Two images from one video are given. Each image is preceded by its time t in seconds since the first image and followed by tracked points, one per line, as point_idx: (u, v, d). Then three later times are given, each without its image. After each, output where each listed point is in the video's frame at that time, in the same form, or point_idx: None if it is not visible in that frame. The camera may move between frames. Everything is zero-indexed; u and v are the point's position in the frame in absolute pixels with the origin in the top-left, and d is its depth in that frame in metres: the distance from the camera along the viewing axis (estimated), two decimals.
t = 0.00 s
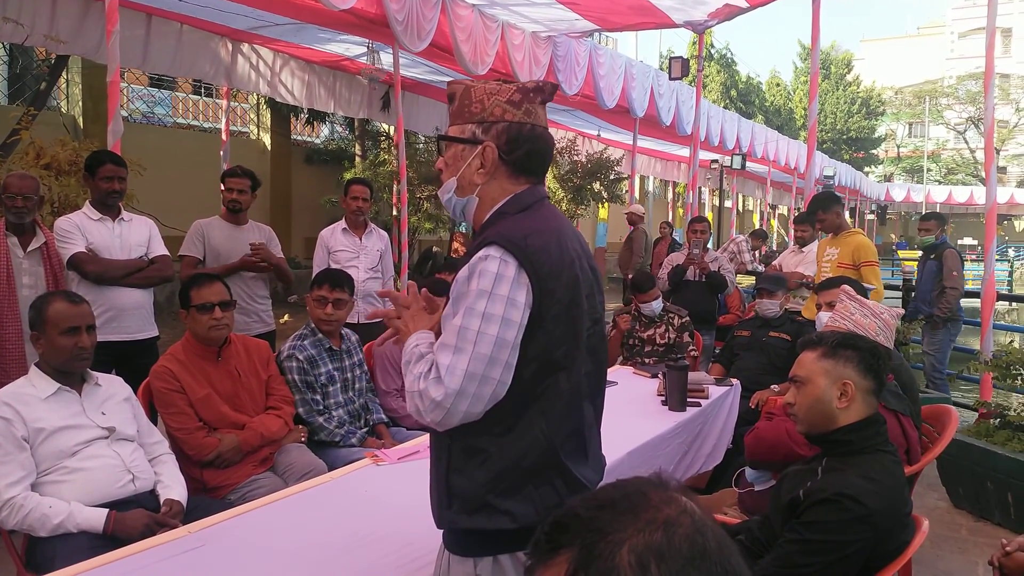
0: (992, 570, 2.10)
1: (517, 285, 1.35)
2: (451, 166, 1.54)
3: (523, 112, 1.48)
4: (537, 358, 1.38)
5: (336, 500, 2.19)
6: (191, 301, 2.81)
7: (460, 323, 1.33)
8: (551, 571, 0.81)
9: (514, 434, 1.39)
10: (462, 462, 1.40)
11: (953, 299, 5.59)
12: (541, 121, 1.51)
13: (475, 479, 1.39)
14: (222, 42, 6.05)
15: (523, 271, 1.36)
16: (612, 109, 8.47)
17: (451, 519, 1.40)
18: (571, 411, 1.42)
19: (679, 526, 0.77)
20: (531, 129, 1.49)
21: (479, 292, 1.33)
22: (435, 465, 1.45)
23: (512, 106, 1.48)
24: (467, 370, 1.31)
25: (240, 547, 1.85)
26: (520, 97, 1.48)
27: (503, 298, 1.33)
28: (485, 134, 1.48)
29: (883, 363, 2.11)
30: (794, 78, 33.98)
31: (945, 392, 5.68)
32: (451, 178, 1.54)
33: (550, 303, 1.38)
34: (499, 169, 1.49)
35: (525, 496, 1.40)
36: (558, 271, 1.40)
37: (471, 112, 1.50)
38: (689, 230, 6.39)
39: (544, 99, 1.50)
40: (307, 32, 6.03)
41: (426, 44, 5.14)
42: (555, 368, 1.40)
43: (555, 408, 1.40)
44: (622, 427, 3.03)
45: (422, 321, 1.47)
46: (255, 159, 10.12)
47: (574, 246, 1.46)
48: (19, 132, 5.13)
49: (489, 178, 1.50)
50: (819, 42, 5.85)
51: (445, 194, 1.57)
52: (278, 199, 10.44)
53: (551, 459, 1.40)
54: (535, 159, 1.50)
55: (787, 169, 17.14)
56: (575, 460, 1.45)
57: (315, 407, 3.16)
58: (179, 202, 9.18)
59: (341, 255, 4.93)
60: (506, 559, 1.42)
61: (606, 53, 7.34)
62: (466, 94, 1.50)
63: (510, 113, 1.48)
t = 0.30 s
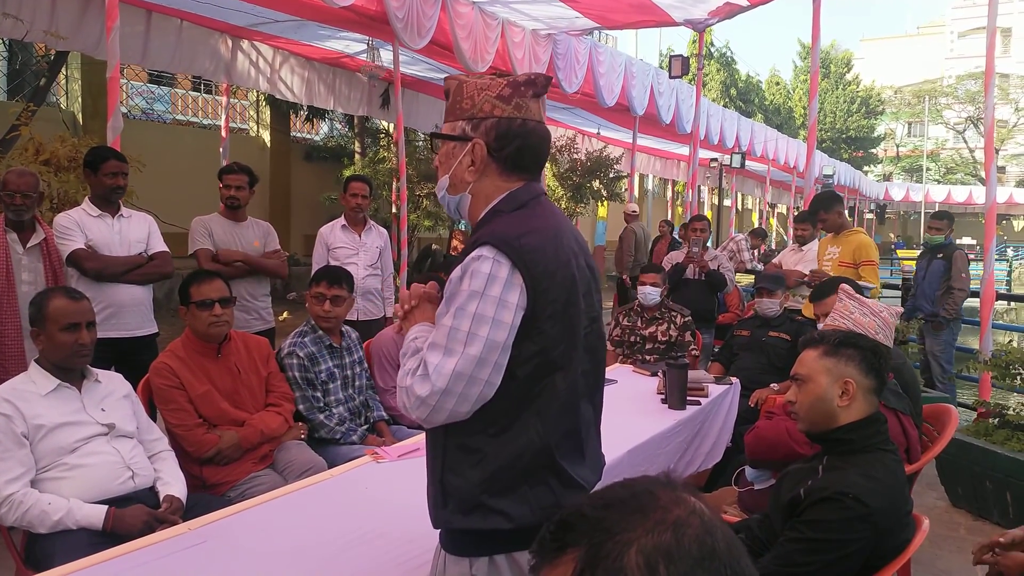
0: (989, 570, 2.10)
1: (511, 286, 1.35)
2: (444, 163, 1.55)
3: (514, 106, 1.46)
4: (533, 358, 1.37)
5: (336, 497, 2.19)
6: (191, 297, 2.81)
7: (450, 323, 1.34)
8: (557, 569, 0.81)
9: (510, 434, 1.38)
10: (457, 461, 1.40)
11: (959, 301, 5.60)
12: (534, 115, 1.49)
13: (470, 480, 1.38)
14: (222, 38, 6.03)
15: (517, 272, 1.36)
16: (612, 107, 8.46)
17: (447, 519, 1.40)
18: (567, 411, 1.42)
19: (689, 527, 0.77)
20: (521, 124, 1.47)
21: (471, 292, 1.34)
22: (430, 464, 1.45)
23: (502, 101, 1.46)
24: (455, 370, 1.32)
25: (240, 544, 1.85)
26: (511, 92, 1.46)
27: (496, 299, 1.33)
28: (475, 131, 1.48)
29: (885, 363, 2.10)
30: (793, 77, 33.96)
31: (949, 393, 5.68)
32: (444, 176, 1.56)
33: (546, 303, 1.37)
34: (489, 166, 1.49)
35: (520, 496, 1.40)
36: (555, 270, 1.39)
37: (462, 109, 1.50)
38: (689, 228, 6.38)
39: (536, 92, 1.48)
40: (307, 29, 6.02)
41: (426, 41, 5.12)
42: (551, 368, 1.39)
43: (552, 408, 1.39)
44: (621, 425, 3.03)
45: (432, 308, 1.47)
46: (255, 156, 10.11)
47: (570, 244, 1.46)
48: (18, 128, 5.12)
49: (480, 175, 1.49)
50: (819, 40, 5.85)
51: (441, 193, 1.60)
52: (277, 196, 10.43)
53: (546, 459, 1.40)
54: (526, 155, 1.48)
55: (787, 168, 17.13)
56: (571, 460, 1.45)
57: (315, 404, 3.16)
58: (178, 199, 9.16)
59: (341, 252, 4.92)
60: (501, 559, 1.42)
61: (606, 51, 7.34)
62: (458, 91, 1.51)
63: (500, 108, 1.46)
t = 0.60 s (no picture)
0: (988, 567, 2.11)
1: (481, 287, 1.35)
2: (423, 160, 1.55)
3: (490, 100, 1.46)
4: (512, 360, 1.37)
5: (337, 495, 2.18)
6: (189, 295, 2.81)
7: (421, 327, 1.34)
8: (572, 562, 0.80)
9: (491, 439, 1.38)
10: (440, 467, 1.40)
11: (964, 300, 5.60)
12: (511, 108, 1.49)
13: (453, 486, 1.39)
14: (220, 36, 6.01)
15: (489, 274, 1.35)
16: (610, 105, 8.46)
17: (432, 524, 1.40)
18: (549, 414, 1.41)
19: (708, 523, 0.77)
20: (499, 119, 1.46)
21: (442, 296, 1.34)
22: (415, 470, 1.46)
23: (478, 95, 1.46)
24: (426, 376, 1.32)
25: (238, 542, 1.85)
26: (488, 85, 1.46)
27: (466, 302, 1.33)
28: (451, 126, 1.48)
29: (885, 360, 2.10)
30: (792, 76, 33.94)
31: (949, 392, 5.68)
32: (422, 173, 1.56)
33: (521, 304, 1.37)
34: (466, 162, 1.49)
35: (504, 502, 1.39)
36: (530, 269, 1.38)
37: (438, 104, 1.50)
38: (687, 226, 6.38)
39: (513, 85, 1.47)
40: (305, 27, 6.01)
41: (425, 39, 5.11)
42: (531, 371, 1.38)
43: (533, 411, 1.39)
44: (619, 423, 3.03)
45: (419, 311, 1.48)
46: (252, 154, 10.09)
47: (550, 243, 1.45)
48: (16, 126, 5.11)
49: (458, 172, 1.50)
50: (818, 39, 5.85)
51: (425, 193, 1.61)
52: (275, 194, 10.42)
53: (529, 464, 1.39)
54: (504, 150, 1.48)
55: (785, 167, 17.13)
56: (556, 463, 1.44)
57: (314, 402, 3.16)
58: (176, 197, 9.16)
59: (338, 250, 4.91)
60: (489, 564, 1.42)
61: (604, 49, 7.33)
62: (435, 85, 1.50)
63: (476, 103, 1.46)
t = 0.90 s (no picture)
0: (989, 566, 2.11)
1: (466, 290, 1.35)
2: (411, 160, 1.54)
3: (483, 101, 1.46)
4: (501, 363, 1.36)
5: (338, 496, 2.19)
6: (187, 297, 2.81)
7: (407, 331, 1.35)
8: (579, 562, 0.80)
9: (483, 444, 1.38)
10: (435, 473, 1.41)
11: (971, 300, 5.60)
12: (503, 109, 1.49)
13: (448, 491, 1.39)
14: (217, 36, 6.01)
15: (474, 276, 1.36)
16: (607, 104, 8.46)
17: (429, 531, 1.40)
18: (542, 418, 1.40)
19: (716, 525, 0.77)
20: (491, 119, 1.47)
21: (427, 299, 1.35)
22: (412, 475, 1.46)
23: (470, 95, 1.46)
24: (413, 380, 1.33)
25: (240, 543, 1.85)
26: (480, 86, 1.46)
27: (451, 305, 1.34)
28: (442, 126, 1.48)
29: (882, 358, 2.11)
30: (790, 74, 33.96)
31: (949, 389, 5.69)
32: (412, 173, 1.55)
33: (508, 305, 1.36)
34: (458, 163, 1.49)
35: (500, 507, 1.39)
36: (517, 270, 1.38)
37: (428, 104, 1.49)
38: (685, 224, 6.39)
39: (505, 86, 1.48)
40: (303, 27, 6.01)
41: (422, 38, 5.11)
42: (522, 374, 1.37)
43: (525, 414, 1.38)
44: (618, 422, 3.03)
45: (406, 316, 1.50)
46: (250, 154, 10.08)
47: (539, 242, 1.44)
48: (13, 127, 5.10)
49: (449, 172, 1.50)
50: (815, 37, 5.85)
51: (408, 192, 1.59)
52: (273, 194, 10.41)
53: (523, 468, 1.38)
54: (496, 150, 1.49)
55: (783, 165, 17.11)
56: (553, 467, 1.43)
57: (313, 403, 3.16)
58: (174, 198, 9.16)
59: (336, 250, 4.90)
60: (488, 568, 1.42)
61: (602, 48, 7.33)
62: (425, 85, 1.50)
63: (468, 103, 1.46)
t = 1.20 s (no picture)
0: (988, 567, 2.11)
1: (487, 290, 1.35)
2: (425, 162, 1.55)
3: (495, 106, 1.46)
4: (515, 363, 1.37)
5: (339, 498, 2.19)
6: (187, 299, 2.81)
7: (428, 330, 1.34)
8: (581, 565, 0.80)
9: (493, 442, 1.38)
10: (443, 471, 1.41)
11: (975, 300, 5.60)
12: (515, 114, 1.49)
13: (455, 489, 1.39)
14: (217, 39, 6.02)
15: (494, 276, 1.36)
16: (606, 105, 8.48)
17: (434, 528, 1.40)
18: (552, 417, 1.41)
19: (719, 528, 0.78)
20: (502, 124, 1.47)
21: (449, 299, 1.34)
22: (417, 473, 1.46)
23: (483, 100, 1.46)
24: (434, 379, 1.32)
25: (240, 545, 1.85)
26: (492, 91, 1.46)
27: (473, 305, 1.34)
28: (454, 129, 1.48)
29: (882, 359, 2.11)
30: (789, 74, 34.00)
31: (949, 389, 5.70)
32: (426, 175, 1.56)
33: (525, 307, 1.37)
34: (468, 166, 1.49)
35: (507, 505, 1.40)
36: (534, 272, 1.39)
37: (443, 106, 1.50)
38: (684, 225, 6.39)
39: (517, 92, 1.48)
40: (302, 29, 6.02)
41: (422, 40, 5.11)
42: (534, 374, 1.39)
43: (535, 414, 1.39)
44: (618, 424, 3.03)
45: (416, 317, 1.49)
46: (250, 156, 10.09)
47: (553, 246, 1.45)
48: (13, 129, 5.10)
49: (460, 174, 1.50)
50: (814, 38, 5.86)
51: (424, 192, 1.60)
52: (273, 196, 10.42)
53: (532, 467, 1.39)
54: (506, 155, 1.48)
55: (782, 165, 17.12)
56: (560, 466, 1.44)
57: (313, 405, 3.16)
58: (175, 200, 9.17)
59: (336, 252, 4.90)
60: (489, 567, 1.42)
61: (600, 50, 7.34)
62: (440, 88, 1.51)
63: (480, 107, 1.46)
